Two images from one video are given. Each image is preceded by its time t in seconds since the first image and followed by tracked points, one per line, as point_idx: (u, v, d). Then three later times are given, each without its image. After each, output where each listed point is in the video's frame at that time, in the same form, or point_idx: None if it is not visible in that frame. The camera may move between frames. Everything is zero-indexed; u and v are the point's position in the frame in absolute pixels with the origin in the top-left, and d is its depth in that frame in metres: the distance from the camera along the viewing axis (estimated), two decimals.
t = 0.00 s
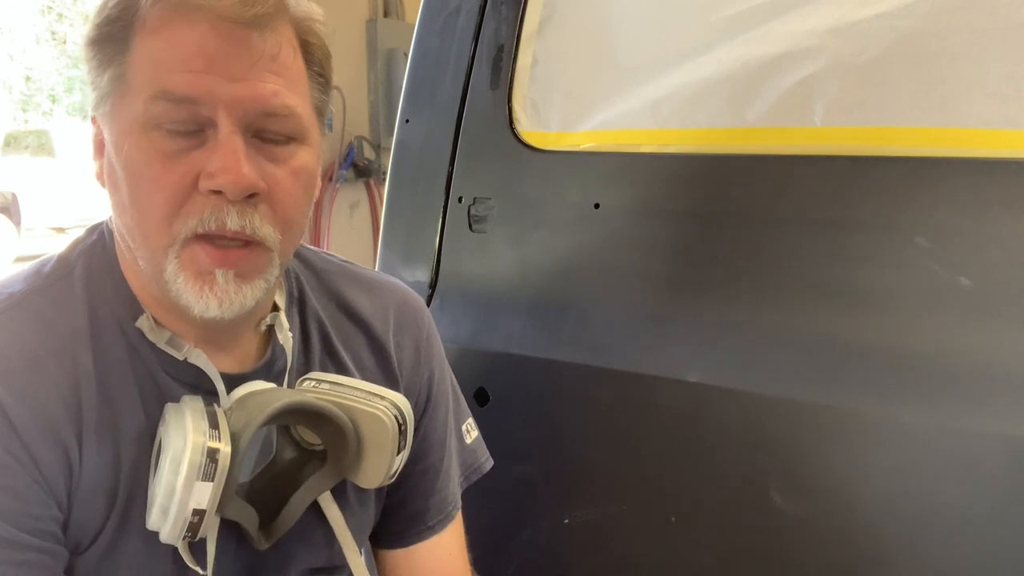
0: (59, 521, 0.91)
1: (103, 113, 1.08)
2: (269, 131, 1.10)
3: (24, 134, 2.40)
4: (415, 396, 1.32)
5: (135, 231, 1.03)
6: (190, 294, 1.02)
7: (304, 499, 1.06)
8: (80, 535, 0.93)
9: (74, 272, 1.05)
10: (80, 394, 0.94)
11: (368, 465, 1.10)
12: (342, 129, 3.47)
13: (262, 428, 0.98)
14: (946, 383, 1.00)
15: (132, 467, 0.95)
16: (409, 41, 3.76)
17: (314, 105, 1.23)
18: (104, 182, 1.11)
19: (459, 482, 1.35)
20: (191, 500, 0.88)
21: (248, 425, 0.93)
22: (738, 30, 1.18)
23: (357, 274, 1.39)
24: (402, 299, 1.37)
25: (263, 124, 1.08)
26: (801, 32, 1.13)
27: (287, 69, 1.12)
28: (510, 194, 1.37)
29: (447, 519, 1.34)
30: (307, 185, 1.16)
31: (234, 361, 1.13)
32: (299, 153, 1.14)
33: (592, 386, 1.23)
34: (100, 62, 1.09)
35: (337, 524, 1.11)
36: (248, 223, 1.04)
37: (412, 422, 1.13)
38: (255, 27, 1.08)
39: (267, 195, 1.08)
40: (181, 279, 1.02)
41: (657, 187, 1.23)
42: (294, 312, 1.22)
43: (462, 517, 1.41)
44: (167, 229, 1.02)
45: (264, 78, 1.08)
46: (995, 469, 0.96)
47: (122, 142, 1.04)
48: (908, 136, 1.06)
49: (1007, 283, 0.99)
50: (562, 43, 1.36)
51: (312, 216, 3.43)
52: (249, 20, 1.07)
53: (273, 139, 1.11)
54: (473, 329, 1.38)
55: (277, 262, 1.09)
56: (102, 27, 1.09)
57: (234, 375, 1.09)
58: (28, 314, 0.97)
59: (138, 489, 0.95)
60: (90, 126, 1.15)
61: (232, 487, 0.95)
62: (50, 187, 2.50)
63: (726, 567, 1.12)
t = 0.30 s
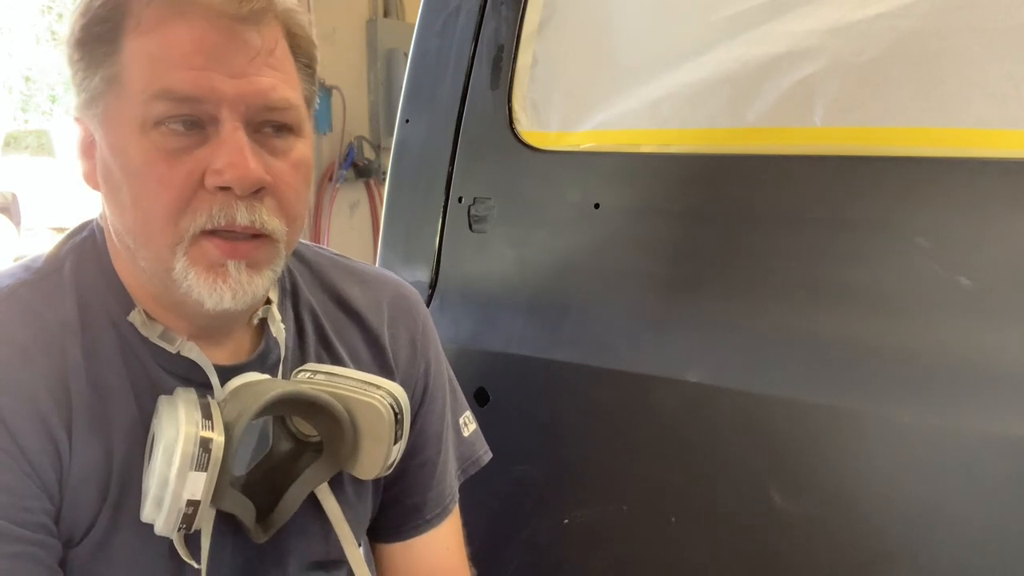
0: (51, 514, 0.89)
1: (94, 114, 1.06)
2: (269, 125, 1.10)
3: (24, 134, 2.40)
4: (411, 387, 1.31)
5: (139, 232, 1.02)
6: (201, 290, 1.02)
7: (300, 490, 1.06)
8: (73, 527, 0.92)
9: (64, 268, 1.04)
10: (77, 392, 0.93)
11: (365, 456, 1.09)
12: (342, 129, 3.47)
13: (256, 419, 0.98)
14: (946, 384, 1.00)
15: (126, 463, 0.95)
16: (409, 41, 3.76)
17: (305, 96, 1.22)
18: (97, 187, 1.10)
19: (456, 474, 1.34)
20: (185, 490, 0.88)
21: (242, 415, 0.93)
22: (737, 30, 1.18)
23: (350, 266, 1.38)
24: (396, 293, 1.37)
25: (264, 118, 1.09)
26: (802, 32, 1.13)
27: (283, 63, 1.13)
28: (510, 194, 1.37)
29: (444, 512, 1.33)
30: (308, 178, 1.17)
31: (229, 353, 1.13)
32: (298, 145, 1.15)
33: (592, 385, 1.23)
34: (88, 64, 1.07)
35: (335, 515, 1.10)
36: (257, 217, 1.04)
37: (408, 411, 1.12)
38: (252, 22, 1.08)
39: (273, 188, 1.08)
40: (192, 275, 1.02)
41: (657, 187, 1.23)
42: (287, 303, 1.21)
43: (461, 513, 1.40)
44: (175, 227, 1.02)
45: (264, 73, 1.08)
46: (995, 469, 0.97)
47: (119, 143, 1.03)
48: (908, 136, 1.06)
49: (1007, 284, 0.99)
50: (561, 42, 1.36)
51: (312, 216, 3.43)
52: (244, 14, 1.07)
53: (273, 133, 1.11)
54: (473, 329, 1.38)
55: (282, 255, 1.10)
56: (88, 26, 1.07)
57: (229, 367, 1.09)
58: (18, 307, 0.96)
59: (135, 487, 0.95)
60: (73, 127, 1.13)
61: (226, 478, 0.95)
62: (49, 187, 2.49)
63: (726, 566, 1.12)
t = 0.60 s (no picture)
0: (43, 514, 0.90)
1: (96, 116, 1.04)
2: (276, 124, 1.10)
3: (24, 134, 2.38)
4: (408, 387, 1.31)
5: (150, 233, 1.01)
6: (217, 288, 1.02)
7: (296, 490, 1.06)
8: (65, 526, 0.92)
9: (57, 268, 1.04)
10: (74, 392, 0.94)
11: (361, 455, 1.10)
12: (342, 129, 3.47)
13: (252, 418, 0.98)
14: (946, 385, 1.00)
15: (122, 462, 0.95)
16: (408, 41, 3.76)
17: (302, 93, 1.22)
18: (97, 188, 1.08)
19: (455, 473, 1.34)
20: (179, 490, 0.88)
21: (237, 415, 0.93)
22: (737, 30, 1.18)
23: (347, 266, 1.38)
24: (394, 291, 1.36)
25: (274, 117, 1.09)
26: (801, 32, 1.13)
27: (285, 61, 1.12)
28: (510, 194, 1.37)
29: (443, 511, 1.33)
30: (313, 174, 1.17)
31: (224, 352, 1.12)
32: (303, 142, 1.15)
33: (592, 386, 1.23)
34: (89, 65, 1.05)
35: (332, 515, 1.10)
36: (273, 215, 1.05)
37: (405, 409, 1.12)
38: (259, 23, 1.08)
39: (286, 186, 1.09)
40: (208, 273, 1.02)
41: (656, 187, 1.23)
42: (282, 302, 1.21)
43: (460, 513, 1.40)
44: (190, 227, 1.01)
45: (272, 72, 1.08)
46: (996, 469, 0.96)
47: (127, 145, 1.02)
48: (909, 136, 1.06)
49: (1007, 285, 0.99)
50: (561, 42, 1.36)
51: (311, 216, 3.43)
52: (249, 14, 1.06)
53: (281, 132, 1.11)
54: (473, 329, 1.38)
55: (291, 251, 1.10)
56: (86, 25, 1.05)
57: (224, 366, 1.09)
58: (9, 305, 0.97)
59: (132, 487, 0.95)
60: (68, 129, 1.10)
61: (220, 478, 0.95)
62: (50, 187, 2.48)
63: (726, 566, 1.12)
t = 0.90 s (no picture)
0: (44, 513, 0.89)
1: (105, 96, 1.07)
2: (277, 122, 1.10)
3: (24, 134, 2.34)
4: (409, 387, 1.30)
5: (136, 211, 1.01)
6: (191, 274, 1.00)
7: (296, 490, 1.06)
8: (67, 525, 0.92)
9: (60, 267, 1.04)
10: (74, 392, 0.93)
11: (362, 455, 1.10)
12: (342, 128, 3.47)
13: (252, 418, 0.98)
14: (946, 385, 1.00)
15: (123, 462, 0.95)
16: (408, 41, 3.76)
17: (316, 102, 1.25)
18: (100, 167, 1.09)
19: (456, 474, 1.34)
20: (179, 490, 0.88)
21: (236, 415, 0.93)
22: (737, 30, 1.18)
23: (348, 266, 1.38)
24: (395, 291, 1.37)
25: (273, 114, 1.09)
26: (801, 32, 1.13)
27: (298, 65, 1.13)
28: (510, 194, 1.37)
29: (444, 512, 1.33)
30: (311, 178, 1.16)
31: (224, 353, 1.12)
32: (304, 145, 1.15)
33: (592, 386, 1.23)
34: (106, 46, 1.07)
35: (333, 516, 1.10)
36: (256, 207, 1.03)
37: (405, 410, 1.12)
38: (276, 21, 1.09)
39: (275, 182, 1.07)
40: (183, 257, 1.00)
41: (657, 187, 1.23)
42: (283, 303, 1.21)
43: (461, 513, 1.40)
44: (172, 208, 1.01)
45: (280, 70, 1.09)
46: (996, 469, 0.96)
47: (128, 124, 1.03)
48: (909, 136, 1.06)
49: (1008, 285, 0.99)
50: (561, 42, 1.36)
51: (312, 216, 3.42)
52: (268, 13, 1.08)
53: (280, 130, 1.11)
54: (473, 329, 1.38)
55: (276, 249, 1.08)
56: (109, 10, 1.07)
57: (225, 367, 1.08)
58: (12, 304, 0.96)
59: (133, 487, 0.95)
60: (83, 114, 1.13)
61: (220, 478, 0.95)
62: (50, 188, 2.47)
63: (726, 566, 1.12)
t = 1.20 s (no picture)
0: (55, 509, 0.89)
1: (137, 88, 1.06)
2: (306, 125, 1.11)
3: (24, 134, 2.33)
4: (416, 393, 1.30)
5: (165, 202, 1.01)
6: (216, 269, 1.00)
7: (303, 492, 1.05)
8: (77, 522, 0.91)
9: (72, 265, 1.03)
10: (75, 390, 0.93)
11: (368, 456, 1.10)
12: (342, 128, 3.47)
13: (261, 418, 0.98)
14: (946, 384, 1.00)
15: (134, 460, 0.95)
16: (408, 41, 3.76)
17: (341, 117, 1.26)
18: (125, 159, 1.09)
19: (456, 478, 1.34)
20: (193, 487, 0.88)
21: (247, 414, 0.94)
22: (738, 30, 1.18)
23: (354, 272, 1.38)
24: (403, 301, 1.36)
25: (305, 116, 1.10)
26: (801, 32, 1.13)
27: (331, 73, 1.15)
28: (510, 194, 1.37)
29: (447, 516, 1.33)
30: (335, 184, 1.16)
31: (234, 353, 1.11)
32: (331, 151, 1.15)
33: (592, 386, 1.23)
34: (143, 39, 1.08)
35: (338, 517, 1.12)
36: (288, 204, 1.03)
37: (412, 412, 1.12)
38: (316, 27, 1.13)
39: (304, 182, 1.08)
40: (210, 251, 1.00)
41: (657, 186, 1.23)
42: (293, 305, 1.21)
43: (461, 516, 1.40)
44: (203, 199, 1.00)
45: (314, 75, 1.11)
46: (997, 469, 0.96)
47: (161, 115, 1.03)
48: (909, 136, 1.06)
49: (1008, 284, 0.99)
50: (562, 43, 1.36)
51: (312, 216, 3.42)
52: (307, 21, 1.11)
53: (308, 134, 1.12)
54: (473, 328, 1.38)
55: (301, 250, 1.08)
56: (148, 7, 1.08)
57: (235, 366, 1.08)
58: (26, 303, 0.96)
59: (142, 485, 0.95)
60: (109, 107, 1.13)
61: (231, 476, 0.96)
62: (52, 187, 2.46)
63: (729, 567, 1.12)
